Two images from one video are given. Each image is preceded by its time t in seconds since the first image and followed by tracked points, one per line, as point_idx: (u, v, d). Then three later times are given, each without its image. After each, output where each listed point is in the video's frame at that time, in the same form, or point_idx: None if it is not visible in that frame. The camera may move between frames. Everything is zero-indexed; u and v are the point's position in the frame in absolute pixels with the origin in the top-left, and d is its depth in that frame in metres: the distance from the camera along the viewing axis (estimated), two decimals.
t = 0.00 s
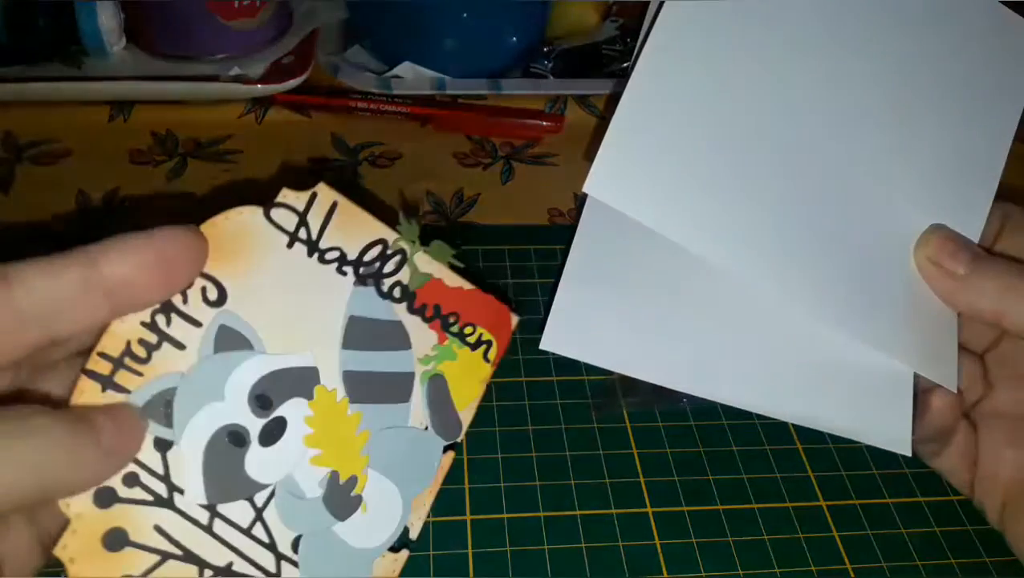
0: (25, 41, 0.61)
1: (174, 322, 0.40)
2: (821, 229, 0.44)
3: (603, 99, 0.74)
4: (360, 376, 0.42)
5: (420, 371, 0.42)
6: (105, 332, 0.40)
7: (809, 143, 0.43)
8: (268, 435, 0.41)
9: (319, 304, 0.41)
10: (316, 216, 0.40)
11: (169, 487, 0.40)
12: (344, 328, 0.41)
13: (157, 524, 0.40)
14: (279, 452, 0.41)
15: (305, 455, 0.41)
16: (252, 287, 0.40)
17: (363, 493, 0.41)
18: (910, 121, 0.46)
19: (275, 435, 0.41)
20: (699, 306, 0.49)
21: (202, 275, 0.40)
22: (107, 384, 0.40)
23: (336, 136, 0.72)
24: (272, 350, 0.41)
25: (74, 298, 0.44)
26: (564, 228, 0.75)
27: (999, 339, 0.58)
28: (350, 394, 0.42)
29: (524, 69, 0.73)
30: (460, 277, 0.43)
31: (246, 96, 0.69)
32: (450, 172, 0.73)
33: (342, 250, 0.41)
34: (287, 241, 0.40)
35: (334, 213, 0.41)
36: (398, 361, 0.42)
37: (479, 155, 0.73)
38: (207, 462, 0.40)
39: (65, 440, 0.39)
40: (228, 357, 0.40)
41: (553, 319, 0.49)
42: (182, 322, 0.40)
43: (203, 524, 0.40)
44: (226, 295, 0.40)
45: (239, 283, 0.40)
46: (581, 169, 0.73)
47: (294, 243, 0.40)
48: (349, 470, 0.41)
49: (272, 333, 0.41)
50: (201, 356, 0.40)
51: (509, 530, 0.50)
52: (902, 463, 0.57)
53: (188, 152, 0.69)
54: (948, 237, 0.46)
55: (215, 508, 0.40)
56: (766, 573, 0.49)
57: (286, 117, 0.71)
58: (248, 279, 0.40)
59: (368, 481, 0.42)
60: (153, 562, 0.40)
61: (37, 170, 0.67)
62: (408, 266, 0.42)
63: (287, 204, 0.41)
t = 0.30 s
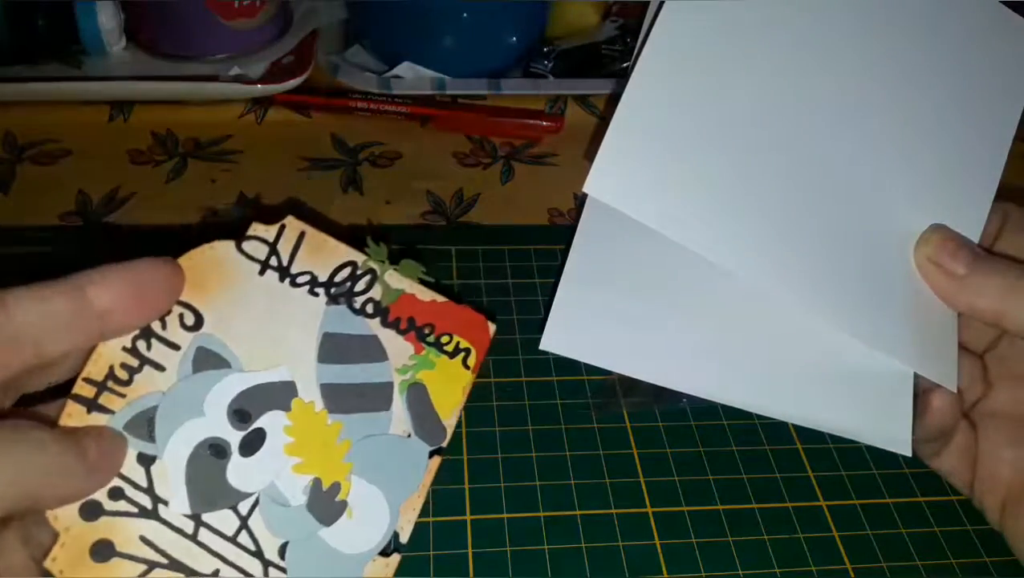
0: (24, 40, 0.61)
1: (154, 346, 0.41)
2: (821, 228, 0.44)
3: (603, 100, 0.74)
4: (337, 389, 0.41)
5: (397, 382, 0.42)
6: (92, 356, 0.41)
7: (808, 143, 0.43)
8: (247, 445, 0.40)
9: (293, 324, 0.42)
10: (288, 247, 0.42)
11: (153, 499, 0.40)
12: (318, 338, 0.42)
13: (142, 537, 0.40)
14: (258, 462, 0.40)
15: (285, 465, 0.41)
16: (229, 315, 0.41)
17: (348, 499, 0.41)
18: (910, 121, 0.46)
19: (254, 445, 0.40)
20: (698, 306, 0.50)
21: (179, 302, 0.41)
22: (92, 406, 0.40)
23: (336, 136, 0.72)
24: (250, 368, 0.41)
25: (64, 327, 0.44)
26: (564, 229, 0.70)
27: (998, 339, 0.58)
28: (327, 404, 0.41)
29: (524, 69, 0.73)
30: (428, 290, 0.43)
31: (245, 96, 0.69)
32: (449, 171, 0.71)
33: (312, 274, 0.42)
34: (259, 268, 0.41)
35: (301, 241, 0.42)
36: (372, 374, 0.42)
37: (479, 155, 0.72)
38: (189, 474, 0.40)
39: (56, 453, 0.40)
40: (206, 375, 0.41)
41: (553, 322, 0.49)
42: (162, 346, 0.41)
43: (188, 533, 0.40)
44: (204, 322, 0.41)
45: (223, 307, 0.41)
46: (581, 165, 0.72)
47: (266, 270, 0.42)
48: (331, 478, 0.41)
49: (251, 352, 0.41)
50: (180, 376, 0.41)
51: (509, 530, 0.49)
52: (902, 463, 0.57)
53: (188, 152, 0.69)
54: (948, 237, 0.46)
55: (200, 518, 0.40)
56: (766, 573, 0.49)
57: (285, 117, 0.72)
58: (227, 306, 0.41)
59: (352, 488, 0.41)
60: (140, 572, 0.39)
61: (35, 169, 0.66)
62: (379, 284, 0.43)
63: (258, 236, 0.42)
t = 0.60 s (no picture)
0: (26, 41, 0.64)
1: (94, 276, 0.40)
2: (821, 227, 0.44)
3: (603, 99, 0.73)
4: (263, 224, 0.39)
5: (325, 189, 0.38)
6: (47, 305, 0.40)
7: (807, 142, 0.43)
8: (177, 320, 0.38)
9: (217, 188, 0.39)
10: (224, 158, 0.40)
11: (112, 406, 0.39)
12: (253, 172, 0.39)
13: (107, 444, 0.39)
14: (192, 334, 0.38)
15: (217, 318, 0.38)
16: (155, 227, 0.39)
17: (297, 326, 0.38)
18: (909, 121, 0.45)
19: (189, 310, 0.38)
20: (697, 306, 0.50)
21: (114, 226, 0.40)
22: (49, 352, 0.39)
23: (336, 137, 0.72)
24: (172, 251, 0.39)
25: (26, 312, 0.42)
26: (565, 229, 0.72)
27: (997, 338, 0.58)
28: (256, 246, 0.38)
29: (524, 69, 0.72)
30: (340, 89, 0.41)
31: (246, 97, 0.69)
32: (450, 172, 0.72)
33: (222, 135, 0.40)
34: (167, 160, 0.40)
35: (204, 115, 0.41)
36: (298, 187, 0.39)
37: (479, 155, 0.72)
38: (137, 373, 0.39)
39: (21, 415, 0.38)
40: (141, 280, 0.39)
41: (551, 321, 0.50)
42: (102, 273, 0.39)
43: (147, 425, 0.39)
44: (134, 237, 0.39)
45: (142, 216, 0.40)
46: (582, 167, 0.73)
47: (176, 161, 0.40)
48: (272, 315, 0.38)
49: (174, 235, 0.39)
50: (120, 285, 0.39)
51: (509, 530, 0.49)
52: (902, 463, 0.56)
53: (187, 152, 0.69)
54: (948, 237, 0.46)
55: (155, 407, 0.38)
56: (766, 573, 0.48)
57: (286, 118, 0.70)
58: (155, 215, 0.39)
59: (298, 313, 0.38)
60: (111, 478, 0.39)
61: (37, 170, 0.67)
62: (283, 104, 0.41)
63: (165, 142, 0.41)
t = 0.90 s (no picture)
0: (25, 41, 0.63)
1: (189, 307, 0.48)
2: (821, 228, 0.44)
3: (603, 100, 0.74)
4: (367, 305, 0.48)
5: (427, 292, 0.49)
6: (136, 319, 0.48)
7: (807, 142, 0.43)
8: (274, 364, 0.46)
9: (321, 268, 0.50)
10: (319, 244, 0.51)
11: (180, 420, 0.44)
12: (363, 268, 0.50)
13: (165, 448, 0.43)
14: (288, 377, 0.45)
15: (315, 375, 0.45)
16: (261, 279, 0.49)
17: (383, 397, 0.45)
18: (909, 121, 0.45)
19: (281, 356, 0.46)
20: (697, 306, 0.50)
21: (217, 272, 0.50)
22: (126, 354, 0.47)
23: (336, 136, 0.71)
24: (273, 306, 0.48)
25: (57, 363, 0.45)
26: (566, 228, 0.67)
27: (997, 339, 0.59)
28: (356, 324, 0.47)
29: (524, 69, 0.73)
30: (457, 226, 0.54)
31: (245, 96, 0.70)
32: (451, 170, 0.70)
33: (336, 232, 0.52)
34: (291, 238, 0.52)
35: (329, 212, 0.54)
36: (401, 286, 0.49)
37: (479, 155, 0.71)
38: (206, 398, 0.44)
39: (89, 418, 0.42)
40: (236, 318, 0.47)
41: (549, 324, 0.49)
42: (195, 306, 0.48)
43: (212, 444, 0.43)
44: (236, 282, 0.49)
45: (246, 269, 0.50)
46: (583, 166, 0.71)
47: (297, 240, 0.52)
48: (363, 381, 0.45)
49: (286, 293, 0.49)
50: (217, 318, 0.47)
51: (509, 530, 0.49)
52: (902, 463, 0.56)
53: (187, 152, 0.68)
54: (948, 237, 0.46)
55: (224, 430, 0.43)
56: (766, 573, 0.48)
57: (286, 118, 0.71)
58: (265, 268, 0.50)
59: (386, 388, 0.45)
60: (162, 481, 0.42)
61: (35, 169, 0.66)
62: (404, 224, 0.53)
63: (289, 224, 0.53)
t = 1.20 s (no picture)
0: (24, 39, 0.64)
1: (262, 343, 0.50)
2: (820, 229, 0.44)
3: (604, 100, 0.75)
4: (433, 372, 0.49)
5: (492, 368, 0.50)
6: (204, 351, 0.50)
7: (807, 143, 0.43)
8: (342, 407, 0.47)
9: (394, 323, 0.52)
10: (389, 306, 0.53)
11: (245, 446, 0.45)
12: (429, 330, 0.52)
13: (231, 472, 0.44)
14: (355, 422, 0.46)
15: (383, 425, 0.46)
16: (333, 331, 0.51)
17: (443, 453, 0.45)
18: (908, 121, 0.45)
19: (352, 403, 0.47)
20: (696, 306, 0.50)
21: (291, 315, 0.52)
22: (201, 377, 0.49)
23: (336, 136, 0.71)
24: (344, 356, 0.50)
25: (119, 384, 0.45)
26: (565, 229, 0.67)
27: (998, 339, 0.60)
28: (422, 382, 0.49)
29: (524, 68, 0.74)
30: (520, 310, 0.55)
31: (246, 96, 0.70)
32: (450, 170, 0.70)
33: (409, 300, 0.54)
34: (363, 297, 0.54)
35: (399, 282, 0.55)
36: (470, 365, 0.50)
37: (479, 155, 0.71)
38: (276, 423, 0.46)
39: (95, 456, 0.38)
40: (310, 358, 0.49)
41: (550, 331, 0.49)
42: (269, 342, 0.51)
43: (278, 474, 0.44)
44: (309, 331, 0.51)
45: (321, 318, 0.52)
46: (582, 165, 0.71)
47: (368, 298, 0.54)
48: (427, 438, 0.46)
49: (353, 346, 0.50)
50: (286, 357, 0.50)
51: (509, 530, 0.49)
52: (902, 463, 0.56)
53: (187, 152, 0.68)
54: (950, 237, 0.46)
55: (287, 461, 0.45)
56: (766, 573, 0.48)
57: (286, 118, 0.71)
58: (336, 326, 0.52)
59: (447, 445, 0.46)
60: (224, 503, 0.43)
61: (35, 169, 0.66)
62: (470, 306, 0.54)
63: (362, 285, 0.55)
